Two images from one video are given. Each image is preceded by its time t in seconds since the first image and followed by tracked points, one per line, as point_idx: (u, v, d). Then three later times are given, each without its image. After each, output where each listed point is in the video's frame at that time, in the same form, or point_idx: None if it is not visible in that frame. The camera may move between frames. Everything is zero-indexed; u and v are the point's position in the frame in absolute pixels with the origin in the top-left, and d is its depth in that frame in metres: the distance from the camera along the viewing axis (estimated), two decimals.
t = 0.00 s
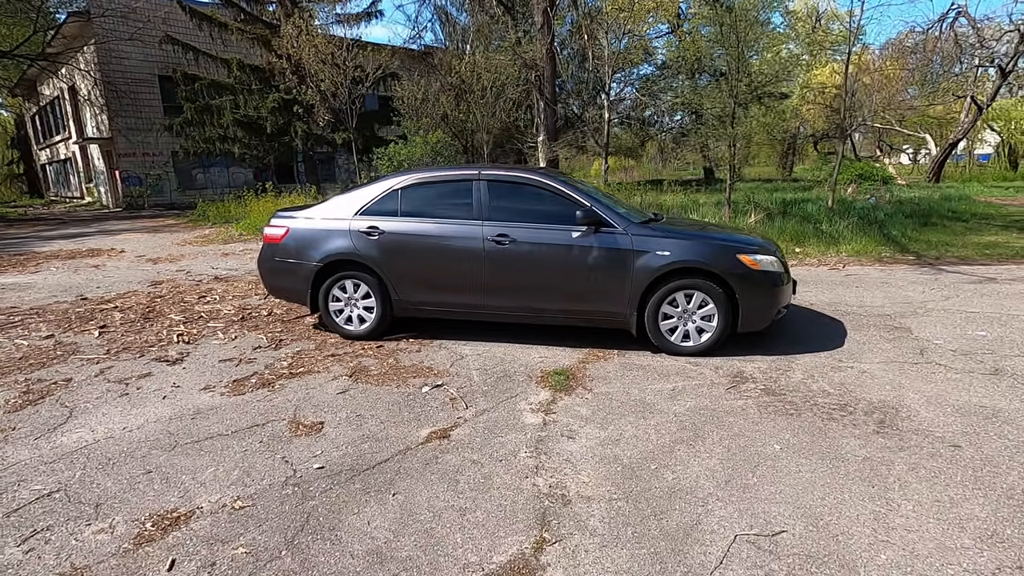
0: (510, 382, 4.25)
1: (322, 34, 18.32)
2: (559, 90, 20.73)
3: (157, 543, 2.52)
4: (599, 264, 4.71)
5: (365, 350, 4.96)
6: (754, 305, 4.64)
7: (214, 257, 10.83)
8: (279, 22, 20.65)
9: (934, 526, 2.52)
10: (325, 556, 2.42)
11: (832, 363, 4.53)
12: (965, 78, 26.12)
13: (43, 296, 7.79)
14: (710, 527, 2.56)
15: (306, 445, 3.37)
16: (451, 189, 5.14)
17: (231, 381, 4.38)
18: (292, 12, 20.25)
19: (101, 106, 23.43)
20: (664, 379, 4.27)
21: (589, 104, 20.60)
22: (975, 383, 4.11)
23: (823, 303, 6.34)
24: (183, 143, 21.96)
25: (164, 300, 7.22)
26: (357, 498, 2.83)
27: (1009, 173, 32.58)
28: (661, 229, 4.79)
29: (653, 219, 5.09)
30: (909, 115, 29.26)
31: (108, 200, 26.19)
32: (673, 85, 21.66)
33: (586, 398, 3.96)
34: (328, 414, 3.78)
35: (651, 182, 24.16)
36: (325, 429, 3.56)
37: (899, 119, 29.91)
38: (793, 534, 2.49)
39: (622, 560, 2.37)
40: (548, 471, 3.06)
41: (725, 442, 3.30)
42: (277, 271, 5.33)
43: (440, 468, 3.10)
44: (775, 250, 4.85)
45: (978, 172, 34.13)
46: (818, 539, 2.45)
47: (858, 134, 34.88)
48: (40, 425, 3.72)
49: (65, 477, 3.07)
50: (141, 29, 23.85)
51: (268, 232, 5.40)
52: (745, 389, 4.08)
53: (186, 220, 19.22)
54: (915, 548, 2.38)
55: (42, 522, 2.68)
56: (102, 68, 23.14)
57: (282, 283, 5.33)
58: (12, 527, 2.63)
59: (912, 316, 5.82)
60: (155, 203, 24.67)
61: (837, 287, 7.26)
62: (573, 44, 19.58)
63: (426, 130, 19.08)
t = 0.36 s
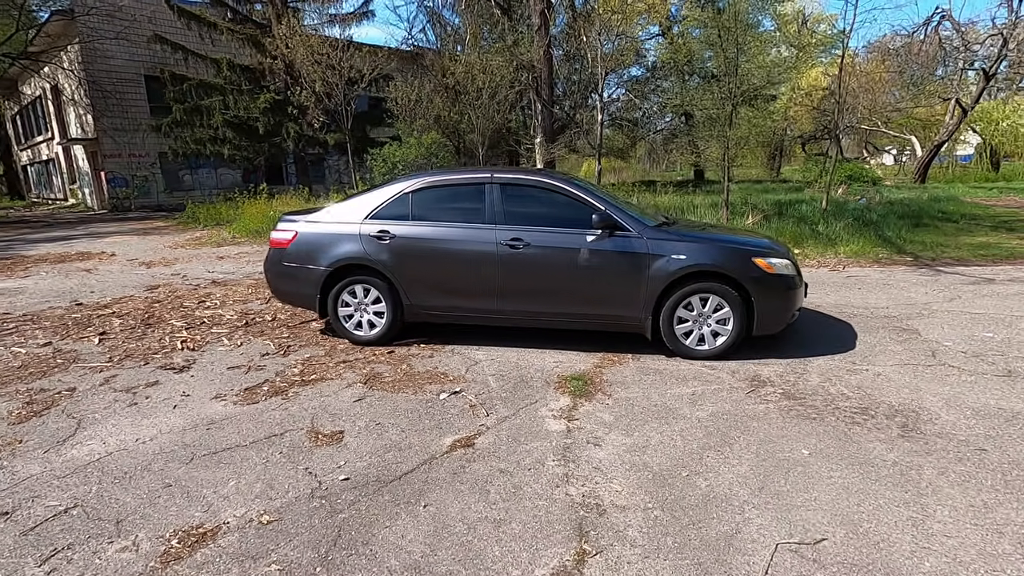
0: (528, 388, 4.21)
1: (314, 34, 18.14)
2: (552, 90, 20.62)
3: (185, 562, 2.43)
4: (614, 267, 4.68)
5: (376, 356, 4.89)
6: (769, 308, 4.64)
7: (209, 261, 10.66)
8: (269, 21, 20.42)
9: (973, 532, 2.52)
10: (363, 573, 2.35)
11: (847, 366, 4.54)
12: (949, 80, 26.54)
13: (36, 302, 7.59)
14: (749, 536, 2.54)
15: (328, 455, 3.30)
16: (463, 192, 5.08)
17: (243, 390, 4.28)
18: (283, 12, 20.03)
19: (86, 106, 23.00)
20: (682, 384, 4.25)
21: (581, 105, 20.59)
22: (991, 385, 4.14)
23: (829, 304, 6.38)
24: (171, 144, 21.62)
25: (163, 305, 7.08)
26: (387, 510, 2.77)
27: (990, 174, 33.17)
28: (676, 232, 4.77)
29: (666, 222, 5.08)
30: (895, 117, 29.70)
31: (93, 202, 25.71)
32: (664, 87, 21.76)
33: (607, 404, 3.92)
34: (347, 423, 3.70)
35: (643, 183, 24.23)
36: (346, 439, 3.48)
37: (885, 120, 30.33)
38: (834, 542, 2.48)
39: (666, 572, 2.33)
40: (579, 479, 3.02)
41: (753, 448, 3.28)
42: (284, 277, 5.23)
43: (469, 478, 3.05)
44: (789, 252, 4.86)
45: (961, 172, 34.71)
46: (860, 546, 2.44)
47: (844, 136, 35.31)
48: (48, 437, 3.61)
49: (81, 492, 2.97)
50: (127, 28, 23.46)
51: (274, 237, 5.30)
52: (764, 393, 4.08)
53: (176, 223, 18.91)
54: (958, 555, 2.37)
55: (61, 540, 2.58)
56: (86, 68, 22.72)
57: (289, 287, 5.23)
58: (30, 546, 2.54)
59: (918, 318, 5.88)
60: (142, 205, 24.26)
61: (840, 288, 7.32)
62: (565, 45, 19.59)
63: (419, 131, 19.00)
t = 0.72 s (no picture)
0: (546, 386, 4.20)
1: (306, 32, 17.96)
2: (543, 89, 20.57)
3: (219, 566, 2.39)
4: (628, 265, 4.69)
5: (388, 357, 4.84)
6: (782, 306, 4.67)
7: (204, 261, 10.51)
8: (260, 19, 20.19)
9: (1004, 524, 2.55)
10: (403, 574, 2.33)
11: (858, 362, 4.58)
12: (932, 81, 27.03)
13: (29, 304, 7.42)
14: (785, 531, 2.55)
15: (352, 456, 3.26)
16: (475, 191, 5.05)
17: (256, 391, 4.21)
18: (273, 10, 19.82)
19: (70, 104, 22.56)
20: (699, 380, 4.26)
21: (574, 104, 20.69)
22: (1001, 380, 4.20)
23: (833, 301, 6.45)
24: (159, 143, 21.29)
25: (164, 306, 6.97)
26: (420, 511, 2.75)
27: (973, 173, 33.75)
28: (689, 230, 4.79)
29: (678, 221, 5.09)
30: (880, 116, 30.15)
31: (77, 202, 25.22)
32: (654, 86, 21.89)
33: (627, 402, 3.93)
34: (367, 423, 3.66)
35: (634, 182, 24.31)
36: (368, 439, 3.44)
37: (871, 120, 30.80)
38: (870, 535, 2.50)
39: (708, 568, 2.34)
40: (609, 477, 3.01)
41: (778, 444, 3.30)
42: (293, 276, 5.17)
43: (498, 477, 3.03)
44: (800, 250, 4.89)
45: (945, 171, 35.28)
46: (895, 540, 2.46)
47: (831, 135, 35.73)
48: (61, 441, 3.52)
49: (103, 497, 2.90)
50: (113, 25, 23.04)
51: (283, 236, 5.23)
52: (781, 389, 4.10)
53: (165, 223, 18.62)
54: (993, 547, 2.40)
55: (89, 547, 2.52)
56: (70, 65, 22.28)
57: (299, 287, 5.17)
58: (56, 554, 2.48)
59: (921, 313, 5.96)
60: (128, 205, 23.85)
61: (841, 285, 7.39)
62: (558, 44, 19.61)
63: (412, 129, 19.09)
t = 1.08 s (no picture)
0: (566, 386, 4.25)
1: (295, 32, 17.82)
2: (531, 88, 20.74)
3: (269, 570, 2.40)
4: (642, 265, 4.76)
5: (405, 359, 4.85)
6: (793, 303, 4.77)
7: (200, 264, 10.39)
8: (247, 19, 19.99)
9: None
10: (455, 573, 2.36)
11: (867, 357, 4.71)
12: (912, 81, 27.60)
13: (26, 310, 7.27)
14: (821, 522, 2.63)
15: (385, 458, 3.27)
16: (489, 193, 5.09)
17: (278, 395, 4.20)
18: (261, 10, 19.65)
19: (51, 106, 22.07)
20: (716, 378, 4.35)
21: (564, 105, 20.78)
22: (1007, 373, 4.34)
23: (834, 299, 6.59)
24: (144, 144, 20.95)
25: (167, 311, 6.89)
26: (462, 510, 2.78)
27: (951, 172, 34.56)
28: (701, 231, 4.87)
29: (688, 221, 5.18)
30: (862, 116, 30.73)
31: (58, 205, 24.65)
32: (643, 86, 22.10)
33: (649, 400, 3.99)
34: (395, 425, 3.68)
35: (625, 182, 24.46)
36: (398, 442, 3.46)
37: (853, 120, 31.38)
38: (903, 525, 2.59)
39: (752, 559, 2.41)
40: (642, 474, 3.07)
41: (801, 439, 3.38)
42: (307, 279, 5.15)
43: (534, 475, 3.07)
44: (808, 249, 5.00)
45: (924, 169, 36.10)
46: (927, 528, 2.55)
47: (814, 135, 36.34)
48: (86, 449, 3.49)
49: (139, 504, 2.89)
50: (94, 24, 22.62)
51: (295, 239, 5.22)
52: (796, 385, 4.20)
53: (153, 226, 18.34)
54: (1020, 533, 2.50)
55: (133, 554, 2.51)
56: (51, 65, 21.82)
57: (312, 291, 5.16)
58: (101, 561, 2.46)
59: (921, 309, 6.12)
60: (112, 208, 23.42)
61: (840, 282, 7.55)
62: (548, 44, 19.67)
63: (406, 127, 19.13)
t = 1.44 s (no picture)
0: (582, 384, 4.24)
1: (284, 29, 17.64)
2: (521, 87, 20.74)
3: (304, 573, 2.35)
4: (654, 263, 4.77)
5: (416, 358, 4.81)
6: (802, 300, 4.81)
7: (193, 265, 10.23)
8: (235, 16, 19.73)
9: None
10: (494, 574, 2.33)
11: (875, 353, 4.76)
12: (895, 82, 28.09)
13: (17, 313, 7.08)
14: (852, 515, 2.64)
15: (408, 458, 3.23)
16: (500, 191, 5.05)
17: (290, 396, 4.14)
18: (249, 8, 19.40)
19: (31, 104, 21.56)
20: (730, 375, 4.37)
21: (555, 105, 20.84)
22: (1013, 367, 4.42)
23: (836, 296, 6.66)
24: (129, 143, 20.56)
25: (166, 312, 6.76)
26: (494, 510, 2.75)
27: (932, 171, 35.25)
28: (712, 228, 4.89)
29: (698, 219, 5.19)
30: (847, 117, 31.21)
31: (38, 205, 24.05)
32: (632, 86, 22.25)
33: (666, 397, 4.00)
34: (414, 424, 3.63)
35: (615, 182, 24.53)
36: (419, 441, 3.42)
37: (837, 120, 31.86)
38: (933, 517, 2.61)
39: (790, 554, 2.41)
40: (669, 470, 3.07)
41: (823, 435, 3.40)
42: (314, 278, 5.08)
43: (561, 474, 3.05)
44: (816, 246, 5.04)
45: (905, 168, 36.78)
46: (956, 520, 2.58)
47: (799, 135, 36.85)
48: (99, 453, 3.40)
49: (160, 508, 2.82)
50: (76, 21, 22.16)
51: (302, 238, 5.14)
52: (809, 380, 4.24)
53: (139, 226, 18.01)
54: None
55: (161, 559, 2.45)
56: (31, 63, 21.31)
57: (321, 290, 5.09)
58: (127, 567, 2.40)
59: (921, 306, 6.22)
60: (96, 208, 22.94)
61: (839, 280, 7.64)
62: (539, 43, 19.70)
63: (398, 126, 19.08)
